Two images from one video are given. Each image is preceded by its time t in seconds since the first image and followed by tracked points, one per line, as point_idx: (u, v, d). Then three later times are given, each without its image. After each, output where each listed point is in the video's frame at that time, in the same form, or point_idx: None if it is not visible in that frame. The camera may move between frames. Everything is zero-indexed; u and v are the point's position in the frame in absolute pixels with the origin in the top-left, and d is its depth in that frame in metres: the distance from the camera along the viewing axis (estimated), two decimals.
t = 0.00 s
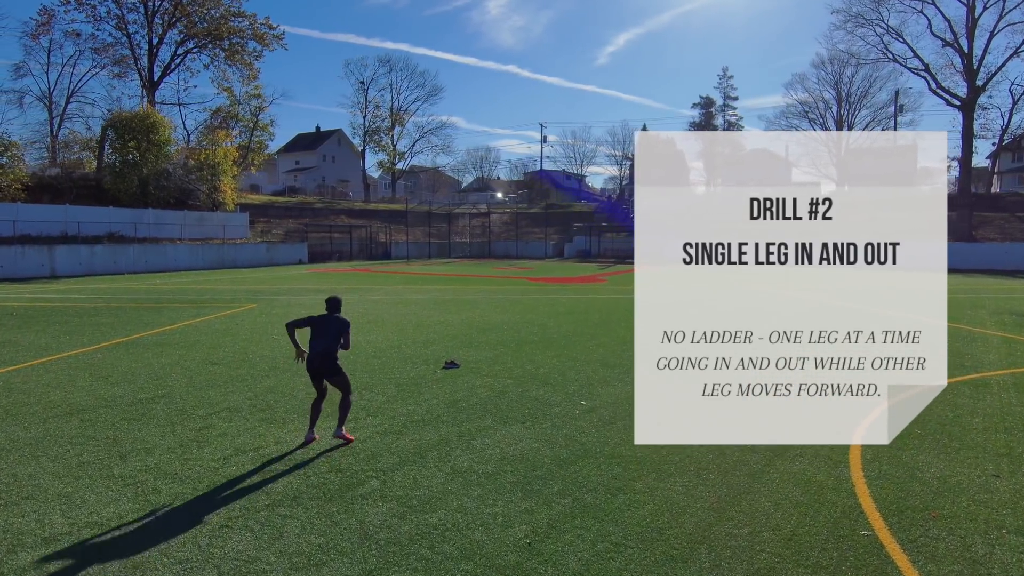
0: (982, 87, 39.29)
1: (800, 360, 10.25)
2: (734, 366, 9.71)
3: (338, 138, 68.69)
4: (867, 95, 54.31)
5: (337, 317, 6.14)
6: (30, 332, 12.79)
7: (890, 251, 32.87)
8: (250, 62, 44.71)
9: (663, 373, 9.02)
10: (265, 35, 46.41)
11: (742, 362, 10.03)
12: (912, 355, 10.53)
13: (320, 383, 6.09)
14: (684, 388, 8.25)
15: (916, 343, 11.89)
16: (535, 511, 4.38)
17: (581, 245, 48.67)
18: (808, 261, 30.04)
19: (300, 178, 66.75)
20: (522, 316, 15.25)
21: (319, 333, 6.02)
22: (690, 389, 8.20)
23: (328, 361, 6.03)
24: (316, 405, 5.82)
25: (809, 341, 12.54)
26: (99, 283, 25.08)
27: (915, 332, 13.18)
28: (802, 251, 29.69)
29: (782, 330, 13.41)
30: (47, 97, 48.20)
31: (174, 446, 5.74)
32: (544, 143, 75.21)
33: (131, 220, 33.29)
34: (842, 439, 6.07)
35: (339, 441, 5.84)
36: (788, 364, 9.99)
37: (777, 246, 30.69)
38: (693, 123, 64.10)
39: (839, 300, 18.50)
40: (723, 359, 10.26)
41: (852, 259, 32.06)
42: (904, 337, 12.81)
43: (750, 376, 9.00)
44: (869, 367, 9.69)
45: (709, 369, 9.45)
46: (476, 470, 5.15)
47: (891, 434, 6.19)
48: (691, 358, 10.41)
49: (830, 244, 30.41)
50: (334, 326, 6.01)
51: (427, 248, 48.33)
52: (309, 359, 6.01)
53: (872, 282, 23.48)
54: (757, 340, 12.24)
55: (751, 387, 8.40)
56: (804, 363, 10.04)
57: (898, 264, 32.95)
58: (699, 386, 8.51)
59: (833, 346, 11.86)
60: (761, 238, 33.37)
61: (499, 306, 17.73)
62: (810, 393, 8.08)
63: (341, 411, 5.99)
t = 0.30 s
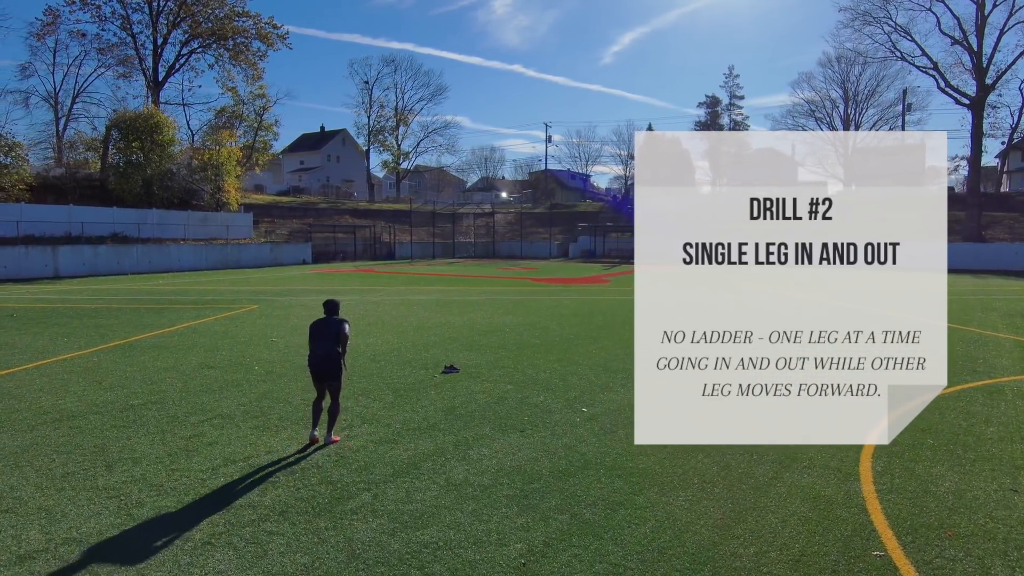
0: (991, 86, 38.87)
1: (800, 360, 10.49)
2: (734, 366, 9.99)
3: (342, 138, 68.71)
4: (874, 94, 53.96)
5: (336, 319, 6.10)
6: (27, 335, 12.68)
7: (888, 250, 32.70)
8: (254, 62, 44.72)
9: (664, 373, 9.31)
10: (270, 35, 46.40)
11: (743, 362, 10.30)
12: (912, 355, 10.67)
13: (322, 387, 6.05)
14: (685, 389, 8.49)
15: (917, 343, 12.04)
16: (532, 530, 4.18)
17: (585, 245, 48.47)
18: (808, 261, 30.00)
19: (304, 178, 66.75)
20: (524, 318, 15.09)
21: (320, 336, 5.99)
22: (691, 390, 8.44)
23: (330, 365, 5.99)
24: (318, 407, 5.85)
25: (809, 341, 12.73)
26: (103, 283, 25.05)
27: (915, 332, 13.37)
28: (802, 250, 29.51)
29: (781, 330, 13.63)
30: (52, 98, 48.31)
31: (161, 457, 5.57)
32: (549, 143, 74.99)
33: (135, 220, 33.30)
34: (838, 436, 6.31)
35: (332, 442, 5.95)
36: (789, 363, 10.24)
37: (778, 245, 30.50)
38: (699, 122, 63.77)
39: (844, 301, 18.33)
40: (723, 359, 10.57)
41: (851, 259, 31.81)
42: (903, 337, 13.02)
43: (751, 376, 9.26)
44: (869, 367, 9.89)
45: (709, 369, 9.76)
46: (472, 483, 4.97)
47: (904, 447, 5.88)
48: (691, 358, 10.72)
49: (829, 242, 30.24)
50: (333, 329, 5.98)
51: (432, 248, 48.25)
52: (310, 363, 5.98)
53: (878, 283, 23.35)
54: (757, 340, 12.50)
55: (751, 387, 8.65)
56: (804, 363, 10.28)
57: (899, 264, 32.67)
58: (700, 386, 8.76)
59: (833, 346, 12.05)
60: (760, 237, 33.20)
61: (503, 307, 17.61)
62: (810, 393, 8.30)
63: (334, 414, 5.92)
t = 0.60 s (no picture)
0: (999, 84, 38.49)
1: (800, 360, 10.49)
2: (734, 366, 10.00)
3: (346, 138, 68.70)
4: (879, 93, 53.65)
5: (338, 319, 6.24)
6: (25, 336, 12.61)
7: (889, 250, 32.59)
8: (257, 62, 44.66)
9: (663, 373, 9.39)
10: (273, 35, 46.32)
11: (743, 362, 10.31)
12: (912, 356, 10.73)
13: (324, 386, 6.12)
14: (686, 388, 8.60)
15: (917, 343, 12.07)
16: (525, 548, 4.00)
17: (589, 245, 48.34)
18: (809, 261, 29.92)
19: (308, 178, 66.71)
20: (526, 320, 14.93)
21: (321, 336, 6.09)
22: (691, 390, 8.56)
23: (331, 364, 6.06)
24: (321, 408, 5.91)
25: (809, 341, 12.64)
26: (105, 284, 25.03)
27: (916, 332, 13.39)
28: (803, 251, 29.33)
29: (781, 329, 13.64)
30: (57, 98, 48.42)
31: (149, 466, 5.42)
32: (553, 142, 74.78)
33: (137, 220, 33.26)
34: (834, 433, 6.47)
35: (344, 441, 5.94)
36: (789, 364, 10.24)
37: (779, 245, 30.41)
38: (703, 122, 63.51)
39: (849, 302, 18.16)
40: (723, 359, 10.56)
41: (852, 259, 31.71)
42: (903, 337, 13.05)
43: (750, 376, 9.37)
44: (869, 367, 9.92)
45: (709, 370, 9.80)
46: (467, 494, 4.81)
47: (917, 457, 5.65)
48: (691, 358, 10.74)
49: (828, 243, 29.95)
50: (336, 328, 6.08)
51: (435, 248, 48.20)
52: (311, 362, 6.06)
53: (882, 284, 23.25)
54: (757, 340, 12.36)
55: (751, 387, 8.76)
56: (804, 363, 10.28)
57: (898, 263, 32.44)
58: (700, 386, 8.87)
59: (833, 346, 11.99)
60: (760, 237, 32.96)
61: (505, 308, 17.53)
62: (810, 393, 8.41)
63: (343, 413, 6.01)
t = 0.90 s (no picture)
0: (1004, 83, 38.23)
1: (800, 360, 10.34)
2: (734, 367, 9.87)
3: (348, 137, 68.61)
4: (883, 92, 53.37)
5: (335, 320, 6.26)
6: (21, 338, 12.50)
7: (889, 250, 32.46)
8: (258, 61, 44.53)
9: (663, 374, 9.30)
10: (275, 34, 46.21)
11: (743, 362, 10.17)
12: (912, 356, 10.70)
13: (322, 386, 6.14)
14: (686, 389, 8.61)
15: (917, 343, 12.00)
16: (519, 566, 3.83)
17: (591, 245, 48.17)
18: (809, 261, 29.80)
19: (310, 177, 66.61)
20: (527, 322, 14.76)
21: (321, 337, 6.10)
22: (691, 390, 8.58)
23: (331, 365, 6.09)
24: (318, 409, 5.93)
25: (809, 341, 12.47)
26: (104, 284, 24.96)
27: (916, 332, 13.31)
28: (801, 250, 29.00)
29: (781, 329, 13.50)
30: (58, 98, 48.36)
31: (134, 476, 5.26)
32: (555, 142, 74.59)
33: (138, 220, 33.16)
34: (832, 435, 6.51)
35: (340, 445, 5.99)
36: (788, 364, 10.10)
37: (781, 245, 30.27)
38: (706, 121, 63.24)
39: (851, 302, 18.03)
40: (723, 359, 10.42)
41: (852, 259, 31.58)
42: (902, 337, 12.93)
43: (750, 375, 9.28)
44: (869, 367, 9.83)
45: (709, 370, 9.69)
46: (460, 507, 4.64)
47: (926, 466, 5.49)
48: (691, 358, 10.62)
49: (828, 242, 29.80)
50: (336, 329, 6.11)
51: (436, 248, 48.06)
52: (311, 363, 6.07)
53: (885, 284, 23.09)
54: (757, 340, 12.18)
55: (751, 387, 8.73)
56: (804, 363, 10.15)
57: (898, 263, 32.26)
58: (700, 386, 8.87)
59: (832, 345, 11.82)
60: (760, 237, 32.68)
61: (505, 309, 17.40)
62: (810, 393, 8.40)
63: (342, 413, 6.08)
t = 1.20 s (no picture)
0: (1008, 81, 37.98)
1: (800, 360, 10.19)
2: (734, 366, 9.70)
3: (348, 137, 68.52)
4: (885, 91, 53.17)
5: (335, 321, 6.21)
6: (14, 339, 12.36)
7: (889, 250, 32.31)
8: (259, 61, 44.38)
9: (662, 375, 9.17)
10: (274, 34, 46.08)
11: (742, 362, 10.00)
12: (911, 355, 10.58)
13: (321, 387, 6.09)
14: (685, 389, 8.47)
15: (916, 343, 11.87)
16: None
17: (592, 245, 48.01)
18: (809, 260, 29.64)
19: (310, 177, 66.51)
20: (526, 323, 14.61)
21: (319, 338, 6.05)
22: (691, 390, 8.44)
23: (329, 366, 6.01)
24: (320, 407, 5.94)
25: (809, 341, 12.31)
26: (102, 284, 24.88)
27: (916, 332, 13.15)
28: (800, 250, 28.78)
29: (782, 329, 13.35)
30: (59, 98, 48.29)
31: (118, 484, 5.08)
32: (556, 141, 74.39)
33: (138, 220, 33.05)
34: (833, 438, 6.37)
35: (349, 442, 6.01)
36: (788, 363, 9.95)
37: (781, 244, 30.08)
38: (708, 120, 63.04)
39: (853, 302, 17.85)
40: (723, 359, 10.27)
41: (853, 259, 31.43)
42: (902, 337, 12.78)
43: (750, 375, 9.12)
44: (869, 367, 9.69)
45: (709, 370, 9.55)
46: (453, 520, 4.47)
47: (935, 475, 5.31)
48: (691, 358, 10.47)
49: (828, 242, 29.68)
50: (334, 329, 6.06)
51: (437, 248, 47.93)
52: (309, 363, 6.03)
53: (887, 284, 22.94)
54: (757, 340, 12.01)
55: (751, 387, 8.57)
56: (804, 363, 10.00)
57: (900, 263, 32.08)
58: (699, 386, 8.74)
59: (833, 345, 11.67)
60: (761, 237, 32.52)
61: (504, 309, 17.26)
62: (809, 393, 8.26)
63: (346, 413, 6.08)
